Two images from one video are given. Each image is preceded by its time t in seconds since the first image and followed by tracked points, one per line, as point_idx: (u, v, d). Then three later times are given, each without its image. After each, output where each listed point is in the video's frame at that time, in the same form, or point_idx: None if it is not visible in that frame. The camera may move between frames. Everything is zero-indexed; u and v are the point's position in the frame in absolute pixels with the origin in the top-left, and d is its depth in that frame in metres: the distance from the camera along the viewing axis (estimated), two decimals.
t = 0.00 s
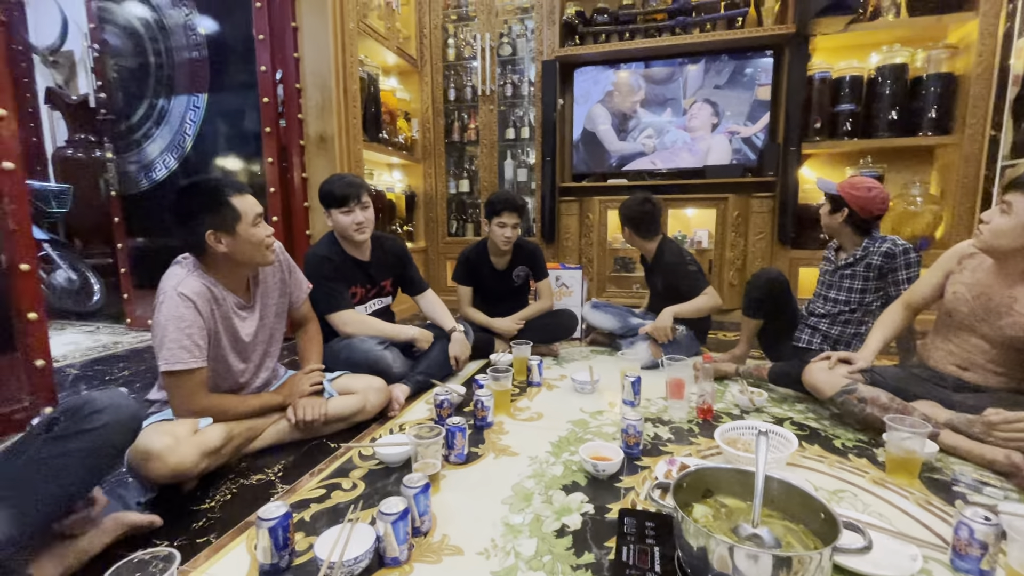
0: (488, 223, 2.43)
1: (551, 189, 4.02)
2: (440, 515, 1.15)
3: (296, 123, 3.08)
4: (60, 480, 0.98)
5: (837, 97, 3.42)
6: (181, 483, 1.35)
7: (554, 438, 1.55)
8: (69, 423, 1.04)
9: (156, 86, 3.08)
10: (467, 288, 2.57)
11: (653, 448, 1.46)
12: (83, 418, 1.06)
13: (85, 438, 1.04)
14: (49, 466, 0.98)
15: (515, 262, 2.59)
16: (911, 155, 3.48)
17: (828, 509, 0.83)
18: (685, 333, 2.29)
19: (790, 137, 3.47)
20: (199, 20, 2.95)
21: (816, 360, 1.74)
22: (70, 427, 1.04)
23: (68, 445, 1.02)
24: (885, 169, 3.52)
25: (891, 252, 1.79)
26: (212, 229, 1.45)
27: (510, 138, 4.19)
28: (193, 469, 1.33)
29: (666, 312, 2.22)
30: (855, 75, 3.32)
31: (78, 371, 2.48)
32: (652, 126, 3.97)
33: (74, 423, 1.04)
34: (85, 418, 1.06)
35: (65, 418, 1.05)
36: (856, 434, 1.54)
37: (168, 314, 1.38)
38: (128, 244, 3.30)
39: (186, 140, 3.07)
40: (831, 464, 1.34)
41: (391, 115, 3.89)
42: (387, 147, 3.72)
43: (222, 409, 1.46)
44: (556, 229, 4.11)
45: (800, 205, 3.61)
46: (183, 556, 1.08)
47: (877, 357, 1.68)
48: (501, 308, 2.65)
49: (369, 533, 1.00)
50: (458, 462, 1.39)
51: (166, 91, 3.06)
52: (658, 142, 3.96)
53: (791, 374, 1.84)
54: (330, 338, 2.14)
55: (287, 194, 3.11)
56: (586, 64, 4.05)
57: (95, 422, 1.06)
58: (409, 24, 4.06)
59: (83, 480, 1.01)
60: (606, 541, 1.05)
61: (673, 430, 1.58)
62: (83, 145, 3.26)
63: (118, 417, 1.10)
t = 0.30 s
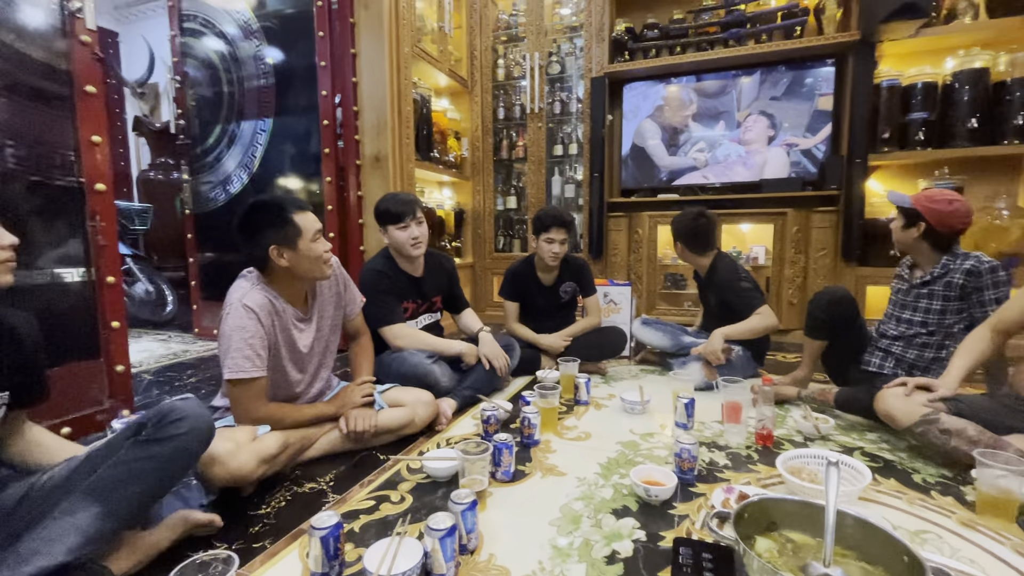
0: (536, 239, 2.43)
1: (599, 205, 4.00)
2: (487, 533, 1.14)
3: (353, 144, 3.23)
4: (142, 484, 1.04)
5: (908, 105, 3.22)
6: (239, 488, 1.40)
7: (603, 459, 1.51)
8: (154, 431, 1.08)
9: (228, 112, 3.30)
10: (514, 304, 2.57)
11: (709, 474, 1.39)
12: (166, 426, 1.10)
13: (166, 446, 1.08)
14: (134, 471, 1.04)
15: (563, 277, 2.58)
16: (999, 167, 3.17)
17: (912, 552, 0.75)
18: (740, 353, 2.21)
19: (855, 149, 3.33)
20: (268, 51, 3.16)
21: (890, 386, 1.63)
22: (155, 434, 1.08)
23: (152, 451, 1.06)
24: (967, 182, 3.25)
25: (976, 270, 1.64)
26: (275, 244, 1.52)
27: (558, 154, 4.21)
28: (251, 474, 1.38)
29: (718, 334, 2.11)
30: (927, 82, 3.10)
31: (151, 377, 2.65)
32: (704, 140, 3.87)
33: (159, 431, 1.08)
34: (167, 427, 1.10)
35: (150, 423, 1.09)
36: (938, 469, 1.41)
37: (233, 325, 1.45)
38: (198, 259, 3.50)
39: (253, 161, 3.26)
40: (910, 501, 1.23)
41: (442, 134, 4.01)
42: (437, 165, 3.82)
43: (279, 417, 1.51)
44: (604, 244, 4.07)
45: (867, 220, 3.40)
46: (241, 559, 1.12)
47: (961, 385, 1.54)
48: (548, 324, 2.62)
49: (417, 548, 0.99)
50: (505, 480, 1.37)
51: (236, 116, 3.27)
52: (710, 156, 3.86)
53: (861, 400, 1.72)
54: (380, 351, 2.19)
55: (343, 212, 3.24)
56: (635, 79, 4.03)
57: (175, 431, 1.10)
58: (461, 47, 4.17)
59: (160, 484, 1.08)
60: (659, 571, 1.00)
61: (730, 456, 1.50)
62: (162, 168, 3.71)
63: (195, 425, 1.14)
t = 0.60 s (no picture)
0: (601, 252, 2.38)
1: (665, 218, 3.90)
2: (555, 554, 1.11)
3: (421, 161, 3.34)
4: (224, 477, 1.10)
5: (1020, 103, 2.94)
6: (313, 491, 1.46)
7: (675, 483, 1.44)
8: (233, 428, 1.12)
9: (306, 133, 3.49)
10: (576, 317, 2.52)
11: (793, 506, 1.29)
12: (245, 422, 1.14)
13: (246, 440, 1.13)
14: (218, 464, 1.09)
15: (628, 291, 2.51)
16: None
17: None
18: (824, 376, 2.04)
19: (955, 153, 3.05)
20: (344, 76, 3.35)
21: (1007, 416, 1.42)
22: (236, 429, 1.12)
23: (233, 446, 1.11)
24: None
25: None
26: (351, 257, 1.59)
27: (621, 167, 4.15)
28: (325, 478, 1.43)
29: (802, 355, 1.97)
30: None
31: (233, 381, 2.83)
32: (778, 148, 3.68)
33: (238, 427, 1.12)
34: (247, 423, 1.13)
35: (229, 419, 1.13)
36: None
37: (311, 333, 1.52)
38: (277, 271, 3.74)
39: (328, 179, 3.45)
40: None
41: (505, 150, 4.07)
42: (500, 180, 3.87)
43: (351, 424, 1.56)
44: (669, 258, 3.95)
45: (970, 231, 3.09)
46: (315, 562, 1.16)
47: None
48: (612, 339, 2.56)
49: (485, 564, 0.98)
50: (572, 499, 1.34)
51: (314, 137, 3.48)
52: (785, 165, 3.67)
53: (972, 432, 1.54)
54: (445, 362, 2.22)
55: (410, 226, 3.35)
56: (703, 88, 3.92)
57: (253, 427, 1.14)
58: (524, 64, 4.23)
59: (241, 476, 1.13)
60: None
61: (817, 487, 1.39)
62: (247, 188, 4.16)
63: (273, 420, 1.18)
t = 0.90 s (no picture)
0: (663, 256, 2.32)
1: (730, 220, 3.74)
2: (617, 564, 1.08)
3: (480, 166, 3.39)
4: (294, 463, 1.17)
5: None
6: (378, 485, 1.51)
7: (743, 498, 1.37)
8: (299, 417, 1.19)
9: (372, 142, 3.65)
10: (635, 323, 2.43)
11: (879, 530, 1.20)
12: (309, 411, 1.20)
13: (311, 429, 1.19)
14: (287, 450, 1.17)
15: (690, 297, 2.43)
16: None
17: None
18: (912, 391, 1.90)
19: None
20: (408, 86, 3.47)
21: None
22: (300, 418, 1.19)
23: (299, 434, 1.18)
24: None
25: None
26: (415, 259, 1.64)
27: (683, 169, 4.03)
28: (390, 473, 1.48)
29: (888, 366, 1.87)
30: None
31: (302, 377, 2.99)
32: (858, 145, 3.46)
33: (302, 416, 1.19)
34: (310, 413, 1.20)
35: (296, 409, 1.20)
36: None
37: (377, 332, 1.58)
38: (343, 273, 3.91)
39: (392, 186, 3.58)
40: None
41: (563, 154, 4.07)
42: (558, 184, 3.87)
43: (414, 422, 1.60)
44: (735, 263, 3.79)
45: None
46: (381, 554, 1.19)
47: None
48: (673, 345, 2.48)
49: (546, 568, 0.97)
50: (633, 508, 1.30)
51: (379, 145, 3.62)
52: (866, 163, 3.44)
53: None
54: (503, 364, 2.23)
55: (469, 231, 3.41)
56: (772, 85, 3.74)
57: (317, 416, 1.20)
58: (583, 67, 4.22)
59: (310, 462, 1.20)
60: None
61: (906, 512, 1.28)
62: (316, 194, 4.39)
63: (334, 409, 1.23)
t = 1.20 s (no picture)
0: (701, 258, 2.27)
1: (770, 222, 3.64)
2: (653, 571, 1.07)
3: (514, 168, 3.41)
4: (339, 463, 1.18)
5: None
6: (414, 483, 1.53)
7: (786, 508, 1.33)
8: (346, 419, 1.21)
9: (408, 146, 3.72)
10: (671, 327, 2.39)
11: (933, 547, 1.14)
12: (355, 414, 1.22)
13: (357, 432, 1.20)
14: (334, 452, 1.18)
15: (728, 300, 2.38)
16: None
17: None
18: (969, 402, 1.80)
19: None
20: (442, 90, 3.52)
21: None
22: (347, 421, 1.20)
23: (346, 436, 1.19)
24: None
25: None
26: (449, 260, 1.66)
27: (720, 169, 3.94)
28: (425, 471, 1.50)
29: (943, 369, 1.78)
30: None
31: (340, 376, 3.06)
32: (909, 143, 3.31)
33: (349, 419, 1.21)
34: (357, 415, 1.22)
35: (343, 411, 1.23)
36: None
37: (413, 332, 1.61)
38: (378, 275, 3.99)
39: (427, 189, 3.63)
40: None
41: (597, 155, 4.05)
42: (592, 186, 3.85)
43: (448, 421, 1.62)
44: (775, 265, 3.68)
45: None
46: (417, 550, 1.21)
47: None
48: (711, 350, 2.43)
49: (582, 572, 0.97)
50: (670, 514, 1.28)
51: (415, 150, 3.68)
52: (918, 161, 3.28)
53: None
54: (536, 366, 2.23)
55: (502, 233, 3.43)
56: (816, 82, 3.61)
57: (364, 418, 1.22)
58: (617, 68, 4.18)
59: (355, 464, 1.20)
60: None
61: (963, 529, 1.22)
62: (353, 198, 4.49)
63: (381, 414, 1.25)
